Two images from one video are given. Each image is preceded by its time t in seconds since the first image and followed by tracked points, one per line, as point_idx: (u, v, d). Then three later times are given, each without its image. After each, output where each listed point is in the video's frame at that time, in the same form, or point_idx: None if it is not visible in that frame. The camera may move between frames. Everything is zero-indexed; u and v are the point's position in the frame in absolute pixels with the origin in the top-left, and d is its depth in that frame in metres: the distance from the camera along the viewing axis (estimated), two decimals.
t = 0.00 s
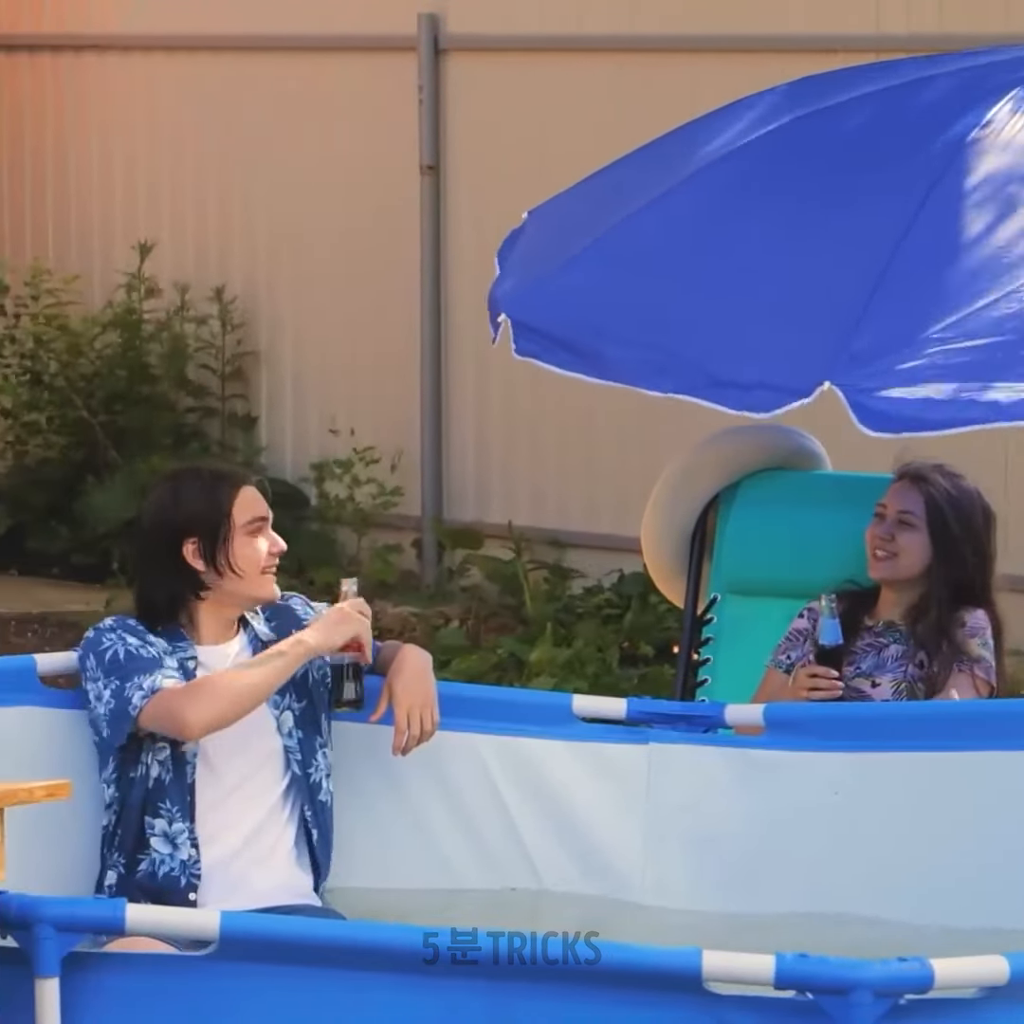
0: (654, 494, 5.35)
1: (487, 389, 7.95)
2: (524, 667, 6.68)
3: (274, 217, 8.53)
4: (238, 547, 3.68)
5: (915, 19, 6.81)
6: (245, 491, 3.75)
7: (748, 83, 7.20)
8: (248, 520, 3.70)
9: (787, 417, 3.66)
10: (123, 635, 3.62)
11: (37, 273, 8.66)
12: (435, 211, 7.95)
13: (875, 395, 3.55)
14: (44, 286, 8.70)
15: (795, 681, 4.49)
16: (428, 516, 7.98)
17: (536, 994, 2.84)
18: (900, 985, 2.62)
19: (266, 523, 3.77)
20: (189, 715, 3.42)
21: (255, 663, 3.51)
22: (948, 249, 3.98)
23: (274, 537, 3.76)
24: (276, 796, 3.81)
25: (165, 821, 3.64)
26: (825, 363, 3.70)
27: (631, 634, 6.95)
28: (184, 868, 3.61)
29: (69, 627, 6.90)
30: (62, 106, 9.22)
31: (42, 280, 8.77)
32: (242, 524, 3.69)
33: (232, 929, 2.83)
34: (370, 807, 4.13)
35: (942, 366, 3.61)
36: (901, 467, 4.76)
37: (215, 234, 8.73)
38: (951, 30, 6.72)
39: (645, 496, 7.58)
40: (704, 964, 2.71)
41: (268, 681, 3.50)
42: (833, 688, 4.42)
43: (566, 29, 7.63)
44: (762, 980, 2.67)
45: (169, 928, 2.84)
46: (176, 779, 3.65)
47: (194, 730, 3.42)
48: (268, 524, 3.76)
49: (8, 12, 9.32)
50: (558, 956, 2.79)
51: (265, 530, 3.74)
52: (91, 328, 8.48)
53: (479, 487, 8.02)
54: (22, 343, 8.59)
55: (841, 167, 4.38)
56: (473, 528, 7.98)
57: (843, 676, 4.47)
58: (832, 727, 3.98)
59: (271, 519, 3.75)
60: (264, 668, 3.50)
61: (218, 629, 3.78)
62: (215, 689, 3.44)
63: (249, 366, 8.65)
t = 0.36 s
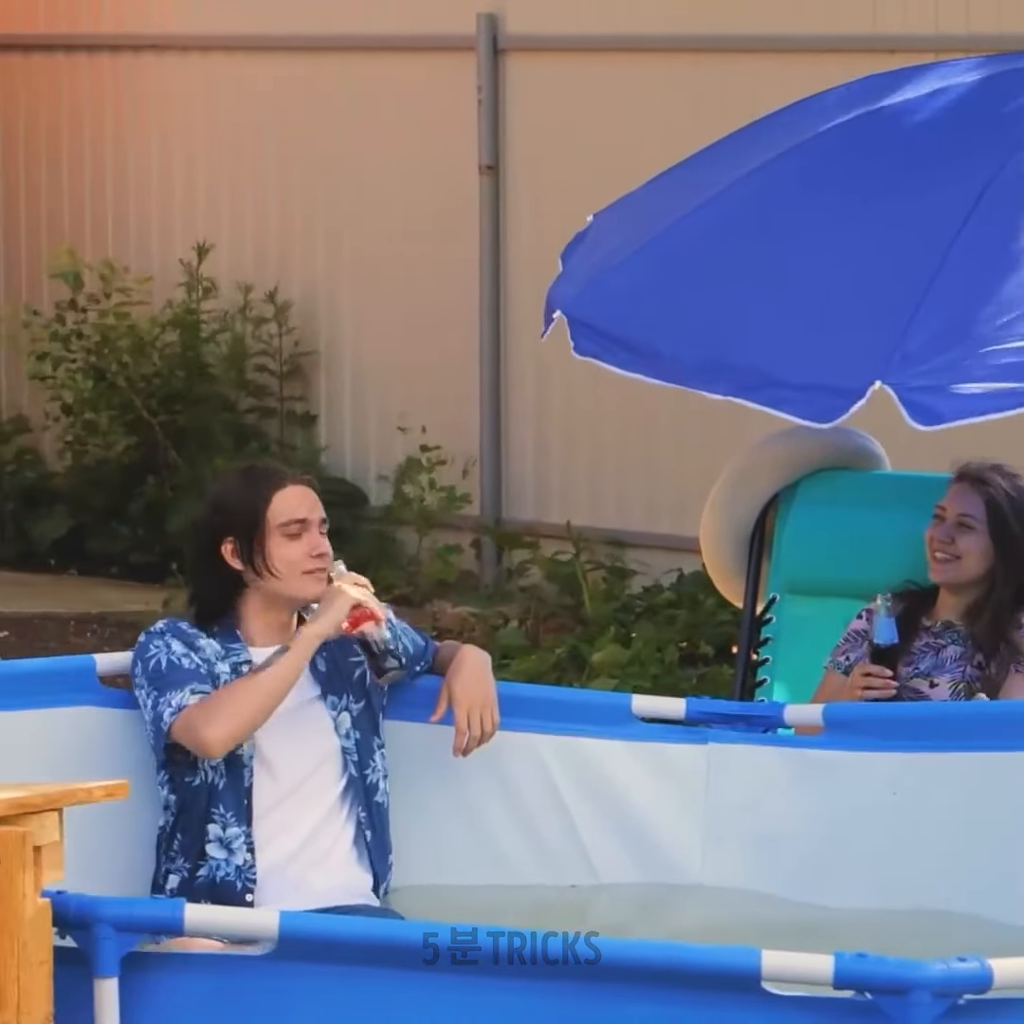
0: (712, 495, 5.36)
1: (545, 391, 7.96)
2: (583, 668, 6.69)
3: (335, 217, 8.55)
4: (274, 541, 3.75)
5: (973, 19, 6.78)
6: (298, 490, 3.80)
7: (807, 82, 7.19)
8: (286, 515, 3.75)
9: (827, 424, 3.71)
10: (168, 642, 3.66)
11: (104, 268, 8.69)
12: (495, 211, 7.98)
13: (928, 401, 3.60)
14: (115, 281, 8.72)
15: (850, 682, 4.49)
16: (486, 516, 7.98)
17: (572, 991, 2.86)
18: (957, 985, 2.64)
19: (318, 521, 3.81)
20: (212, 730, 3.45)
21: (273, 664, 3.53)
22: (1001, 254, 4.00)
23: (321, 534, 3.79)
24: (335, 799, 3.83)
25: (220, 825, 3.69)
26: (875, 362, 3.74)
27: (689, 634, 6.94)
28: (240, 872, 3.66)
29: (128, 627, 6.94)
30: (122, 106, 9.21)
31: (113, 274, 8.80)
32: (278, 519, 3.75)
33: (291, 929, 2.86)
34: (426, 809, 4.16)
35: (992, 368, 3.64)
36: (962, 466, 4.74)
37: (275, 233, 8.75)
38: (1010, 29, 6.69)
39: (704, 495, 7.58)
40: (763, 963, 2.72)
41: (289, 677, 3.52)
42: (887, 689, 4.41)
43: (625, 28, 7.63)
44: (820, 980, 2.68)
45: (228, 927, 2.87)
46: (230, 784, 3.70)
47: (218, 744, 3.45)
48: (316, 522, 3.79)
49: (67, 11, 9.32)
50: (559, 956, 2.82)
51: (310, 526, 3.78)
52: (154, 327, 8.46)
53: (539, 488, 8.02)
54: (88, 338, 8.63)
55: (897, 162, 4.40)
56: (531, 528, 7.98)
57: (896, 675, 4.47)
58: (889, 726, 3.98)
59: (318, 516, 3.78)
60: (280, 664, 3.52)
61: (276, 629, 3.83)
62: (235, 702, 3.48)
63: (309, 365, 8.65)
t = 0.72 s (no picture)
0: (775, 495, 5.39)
1: (607, 393, 7.98)
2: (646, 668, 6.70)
3: (399, 216, 8.56)
4: (307, 536, 3.90)
5: None
6: (342, 489, 3.90)
7: (871, 83, 7.20)
8: (319, 511, 3.88)
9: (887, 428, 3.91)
10: (207, 643, 3.73)
11: (176, 267, 8.62)
12: (557, 211, 8.00)
13: (985, 408, 3.77)
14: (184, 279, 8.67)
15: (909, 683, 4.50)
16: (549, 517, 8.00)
17: (586, 986, 2.90)
18: (1019, 985, 2.67)
19: (359, 522, 3.90)
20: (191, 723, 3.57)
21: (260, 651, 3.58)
22: None
23: (355, 534, 3.88)
24: (395, 800, 3.85)
25: (278, 827, 3.74)
26: (929, 363, 3.97)
27: (752, 634, 6.96)
28: (301, 874, 3.70)
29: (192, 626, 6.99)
30: (185, 106, 9.14)
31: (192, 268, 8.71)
32: (311, 515, 3.89)
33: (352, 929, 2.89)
34: (491, 809, 4.18)
35: None
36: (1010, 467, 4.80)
37: (337, 233, 8.75)
38: None
39: (766, 496, 7.59)
40: (826, 963, 2.75)
41: (273, 667, 3.58)
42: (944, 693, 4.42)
43: (687, 29, 7.64)
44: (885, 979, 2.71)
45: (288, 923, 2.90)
46: (286, 786, 3.75)
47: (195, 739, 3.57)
48: (352, 521, 3.89)
49: (124, 10, 9.26)
50: (558, 957, 2.87)
51: (344, 525, 3.88)
52: (222, 325, 8.48)
53: (601, 490, 8.02)
54: (158, 336, 8.62)
55: (955, 160, 4.54)
56: (593, 529, 7.98)
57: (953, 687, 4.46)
58: (951, 726, 3.99)
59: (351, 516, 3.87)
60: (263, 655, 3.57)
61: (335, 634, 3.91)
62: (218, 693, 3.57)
63: (372, 366, 8.65)
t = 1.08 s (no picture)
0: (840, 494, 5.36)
1: (671, 392, 7.97)
2: (712, 668, 6.70)
3: (463, 215, 8.57)
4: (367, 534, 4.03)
5: None
6: (398, 485, 4.04)
7: (936, 82, 7.18)
8: (374, 506, 4.03)
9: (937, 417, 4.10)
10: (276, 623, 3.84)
11: (258, 260, 8.65)
12: (621, 211, 7.99)
13: None
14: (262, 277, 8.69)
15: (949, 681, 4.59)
16: (615, 515, 7.99)
17: (585, 987, 2.93)
18: None
19: (411, 515, 3.99)
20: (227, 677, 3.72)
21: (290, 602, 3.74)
22: None
23: (404, 524, 3.98)
24: (461, 797, 3.91)
25: (340, 820, 3.81)
26: (978, 361, 4.11)
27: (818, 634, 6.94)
28: (362, 867, 3.77)
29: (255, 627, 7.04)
30: (249, 106, 9.18)
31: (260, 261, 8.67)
32: (370, 511, 4.04)
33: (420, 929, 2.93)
34: (555, 810, 4.21)
35: None
36: None
37: (402, 234, 8.77)
38: None
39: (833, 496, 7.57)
40: (892, 964, 2.77)
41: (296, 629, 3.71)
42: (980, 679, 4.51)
43: (751, 29, 7.64)
44: (949, 980, 2.72)
45: (359, 927, 2.92)
46: (350, 780, 3.83)
47: (235, 693, 3.72)
48: (403, 513, 4.00)
49: (189, 10, 9.28)
50: (557, 957, 2.91)
51: (395, 517, 4.00)
52: (288, 325, 8.46)
53: (666, 490, 8.01)
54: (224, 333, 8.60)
55: (1010, 160, 4.58)
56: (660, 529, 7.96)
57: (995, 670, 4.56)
58: (1018, 725, 3.98)
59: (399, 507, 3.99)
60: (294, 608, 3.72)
61: (399, 632, 3.98)
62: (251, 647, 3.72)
63: (438, 366, 8.65)
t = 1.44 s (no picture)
0: (908, 493, 5.32)
1: (738, 391, 7.94)
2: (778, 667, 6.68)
3: (529, 214, 8.56)
4: (438, 531, 4.10)
5: None
6: (471, 486, 4.09)
7: (1006, 82, 7.15)
8: (446, 504, 4.08)
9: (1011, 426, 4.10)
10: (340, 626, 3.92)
11: (296, 267, 8.76)
12: (688, 211, 7.96)
13: None
14: (302, 282, 8.79)
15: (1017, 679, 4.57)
16: (682, 515, 7.97)
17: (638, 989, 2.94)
18: None
19: (484, 518, 4.06)
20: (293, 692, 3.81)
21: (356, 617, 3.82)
22: None
23: (476, 527, 4.04)
24: (531, 797, 3.95)
25: (407, 823, 3.85)
26: None
27: (886, 633, 6.90)
28: (430, 869, 3.81)
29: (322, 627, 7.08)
30: (317, 108, 9.21)
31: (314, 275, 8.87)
32: (441, 510, 4.10)
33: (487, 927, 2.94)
34: (629, 816, 4.23)
35: None
36: None
37: (469, 233, 8.76)
38: None
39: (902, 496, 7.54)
40: (958, 964, 2.78)
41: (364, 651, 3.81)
42: None
43: (820, 28, 7.61)
44: (1014, 981, 2.74)
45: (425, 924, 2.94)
46: (417, 781, 3.87)
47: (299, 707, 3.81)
48: (475, 515, 4.06)
49: (257, 10, 9.32)
50: (558, 957, 2.94)
51: (466, 518, 4.06)
52: (342, 328, 8.62)
53: (733, 488, 7.98)
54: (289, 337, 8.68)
55: None
56: (727, 528, 7.93)
57: None
58: None
59: (472, 509, 4.05)
60: (360, 615, 3.80)
61: (468, 634, 4.03)
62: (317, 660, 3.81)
63: (506, 367, 8.63)
